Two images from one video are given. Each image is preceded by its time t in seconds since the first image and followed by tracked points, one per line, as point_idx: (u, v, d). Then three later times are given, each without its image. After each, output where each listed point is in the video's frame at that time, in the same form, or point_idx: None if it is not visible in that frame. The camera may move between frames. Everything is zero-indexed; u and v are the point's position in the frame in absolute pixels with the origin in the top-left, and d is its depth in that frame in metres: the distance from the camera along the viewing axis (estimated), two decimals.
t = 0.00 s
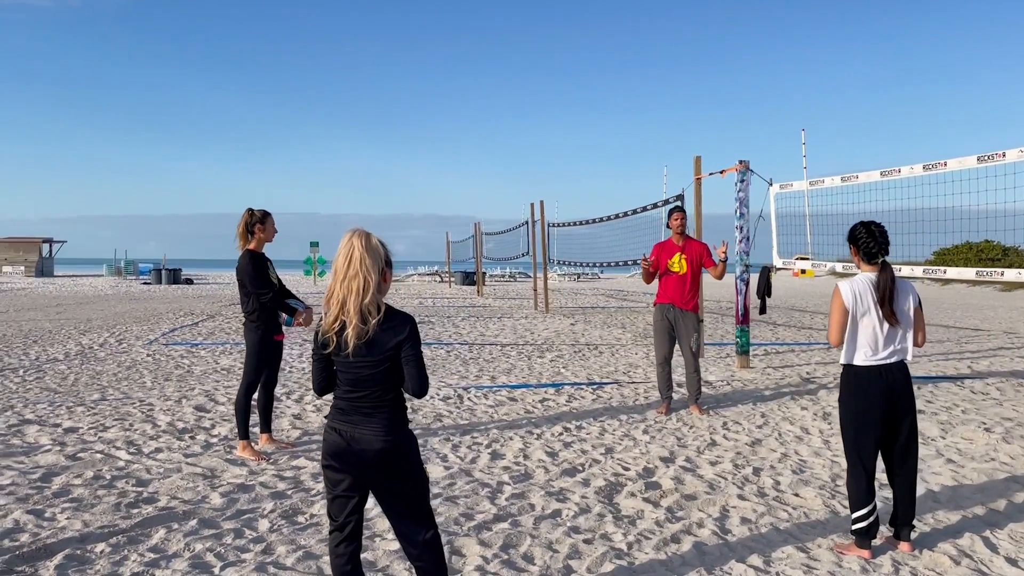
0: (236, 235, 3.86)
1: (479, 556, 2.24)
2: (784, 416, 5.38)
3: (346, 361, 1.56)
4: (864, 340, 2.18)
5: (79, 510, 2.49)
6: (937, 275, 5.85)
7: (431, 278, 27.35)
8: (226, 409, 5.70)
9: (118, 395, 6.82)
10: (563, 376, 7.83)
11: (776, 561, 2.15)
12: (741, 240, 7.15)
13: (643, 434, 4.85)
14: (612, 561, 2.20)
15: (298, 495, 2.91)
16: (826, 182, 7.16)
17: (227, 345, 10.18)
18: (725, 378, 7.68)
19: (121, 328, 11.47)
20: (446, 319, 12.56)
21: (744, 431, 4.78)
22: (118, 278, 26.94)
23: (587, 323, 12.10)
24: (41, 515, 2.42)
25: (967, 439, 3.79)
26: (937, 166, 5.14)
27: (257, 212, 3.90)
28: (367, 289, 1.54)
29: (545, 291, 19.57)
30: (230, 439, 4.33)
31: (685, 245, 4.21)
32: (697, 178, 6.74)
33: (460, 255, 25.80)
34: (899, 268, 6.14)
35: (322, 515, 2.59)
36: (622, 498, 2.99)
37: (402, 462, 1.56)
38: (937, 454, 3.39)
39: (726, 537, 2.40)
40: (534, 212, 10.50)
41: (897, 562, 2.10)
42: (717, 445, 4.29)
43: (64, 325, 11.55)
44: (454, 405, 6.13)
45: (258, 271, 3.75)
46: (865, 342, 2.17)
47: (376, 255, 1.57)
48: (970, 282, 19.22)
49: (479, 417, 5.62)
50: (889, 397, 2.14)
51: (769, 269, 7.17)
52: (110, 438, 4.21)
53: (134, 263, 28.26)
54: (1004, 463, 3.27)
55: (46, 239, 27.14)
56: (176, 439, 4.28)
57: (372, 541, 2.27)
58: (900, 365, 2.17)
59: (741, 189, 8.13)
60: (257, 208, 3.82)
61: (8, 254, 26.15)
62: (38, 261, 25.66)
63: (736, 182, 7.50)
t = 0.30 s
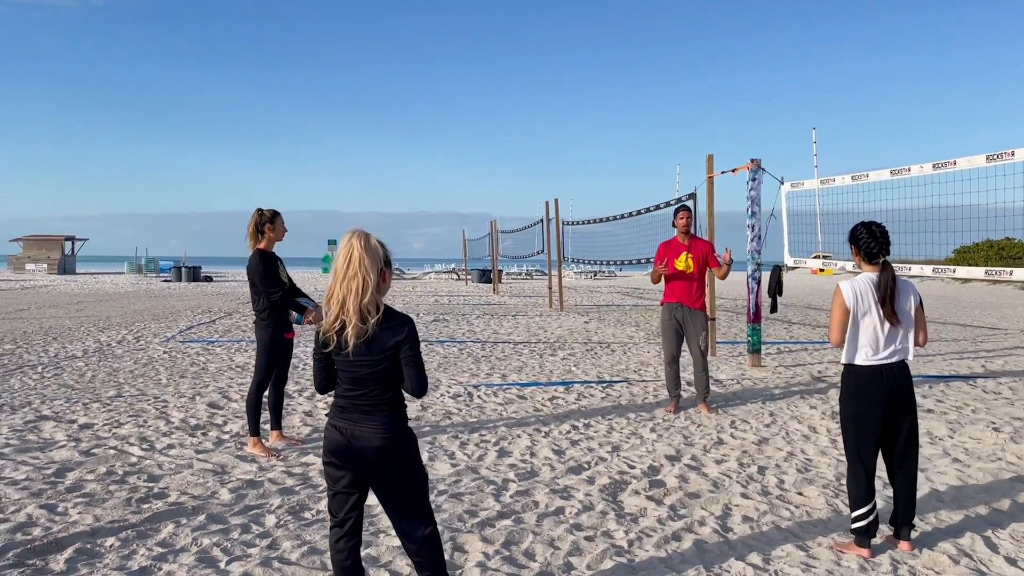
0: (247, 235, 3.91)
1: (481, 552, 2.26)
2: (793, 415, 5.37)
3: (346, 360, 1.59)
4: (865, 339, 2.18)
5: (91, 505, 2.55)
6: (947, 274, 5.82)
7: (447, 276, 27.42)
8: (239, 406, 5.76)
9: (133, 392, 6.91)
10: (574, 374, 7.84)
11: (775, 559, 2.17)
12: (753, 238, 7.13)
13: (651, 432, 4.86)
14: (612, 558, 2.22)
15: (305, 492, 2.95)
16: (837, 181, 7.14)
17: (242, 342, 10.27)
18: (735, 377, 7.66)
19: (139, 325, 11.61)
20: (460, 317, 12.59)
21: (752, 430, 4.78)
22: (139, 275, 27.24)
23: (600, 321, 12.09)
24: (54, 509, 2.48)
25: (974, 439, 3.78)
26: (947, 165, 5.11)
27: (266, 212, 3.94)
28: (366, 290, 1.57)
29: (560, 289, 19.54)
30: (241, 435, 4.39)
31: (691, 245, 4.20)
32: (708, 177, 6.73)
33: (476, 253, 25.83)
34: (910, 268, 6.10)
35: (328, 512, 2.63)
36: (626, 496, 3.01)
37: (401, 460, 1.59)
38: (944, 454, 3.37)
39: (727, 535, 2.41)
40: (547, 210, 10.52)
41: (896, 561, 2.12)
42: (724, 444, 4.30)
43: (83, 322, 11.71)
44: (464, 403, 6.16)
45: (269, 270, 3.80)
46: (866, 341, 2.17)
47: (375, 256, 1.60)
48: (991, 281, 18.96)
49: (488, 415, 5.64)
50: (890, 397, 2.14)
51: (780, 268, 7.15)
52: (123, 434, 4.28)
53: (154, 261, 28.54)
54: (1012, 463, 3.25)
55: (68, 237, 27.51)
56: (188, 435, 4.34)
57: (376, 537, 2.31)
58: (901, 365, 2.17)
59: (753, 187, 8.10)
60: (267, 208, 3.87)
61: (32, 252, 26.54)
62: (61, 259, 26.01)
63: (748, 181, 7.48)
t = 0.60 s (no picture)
0: (257, 234, 3.95)
1: (484, 550, 2.28)
2: (803, 414, 5.34)
3: (347, 360, 1.60)
4: (870, 339, 2.17)
5: (102, 501, 2.59)
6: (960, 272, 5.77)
7: (463, 273, 27.43)
8: (251, 403, 5.81)
9: (148, 389, 6.98)
10: (586, 372, 7.84)
11: (779, 559, 2.17)
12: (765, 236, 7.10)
13: (661, 430, 4.86)
14: (616, 556, 2.23)
15: (313, 488, 2.98)
16: (849, 179, 7.09)
17: (257, 339, 10.35)
18: (747, 375, 7.63)
19: (156, 322, 11.73)
20: (474, 314, 12.62)
21: (762, 429, 4.76)
22: (158, 273, 27.49)
23: (615, 319, 12.07)
24: (65, 505, 2.52)
25: (986, 439, 3.74)
26: (960, 162, 5.06)
27: (276, 210, 3.98)
28: (367, 290, 1.58)
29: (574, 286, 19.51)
30: (252, 432, 4.43)
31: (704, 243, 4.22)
32: (721, 174, 6.70)
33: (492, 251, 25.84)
34: (923, 266, 6.05)
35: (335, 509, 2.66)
36: (632, 494, 3.02)
37: (402, 458, 1.60)
38: (953, 454, 3.35)
39: (732, 534, 2.41)
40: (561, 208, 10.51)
41: (901, 562, 2.12)
42: (734, 442, 4.28)
43: (102, 319, 11.84)
44: (475, 400, 6.17)
45: (278, 268, 3.83)
46: (871, 341, 2.16)
47: (376, 256, 1.61)
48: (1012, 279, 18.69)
49: (498, 413, 5.66)
50: (895, 397, 2.13)
51: (793, 267, 7.10)
52: (136, 430, 4.33)
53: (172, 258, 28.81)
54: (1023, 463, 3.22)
55: (89, 236, 27.82)
56: (200, 432, 4.39)
57: (382, 534, 2.33)
58: (907, 364, 2.16)
59: (766, 185, 8.06)
60: (276, 207, 3.90)
61: (53, 250, 26.86)
62: (81, 256, 26.29)
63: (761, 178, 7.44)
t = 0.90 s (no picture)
0: (265, 231, 3.97)
1: (487, 546, 2.29)
2: (813, 412, 5.32)
3: (348, 356, 1.62)
4: (874, 337, 2.16)
5: (111, 496, 2.62)
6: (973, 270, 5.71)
7: (477, 271, 27.46)
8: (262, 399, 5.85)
9: (161, 385, 7.04)
10: (596, 369, 7.83)
11: (782, 556, 2.17)
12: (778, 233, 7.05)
13: (669, 428, 4.86)
14: (619, 553, 2.24)
15: (319, 484, 3.00)
16: (861, 176, 7.04)
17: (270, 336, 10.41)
18: (757, 373, 7.61)
19: (171, 319, 11.82)
20: (486, 311, 12.64)
21: (771, 426, 4.74)
22: (175, 270, 27.70)
23: (627, 316, 12.04)
24: (75, 499, 2.55)
25: (996, 437, 3.71)
26: (972, 159, 5.01)
27: (284, 208, 4.00)
28: (367, 286, 1.60)
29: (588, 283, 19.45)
30: (261, 428, 4.47)
31: (717, 241, 4.22)
32: (733, 171, 6.67)
33: (506, 248, 25.82)
34: (935, 263, 6.01)
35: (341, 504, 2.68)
36: (638, 492, 3.02)
37: (403, 454, 1.61)
38: (963, 452, 3.32)
39: (737, 531, 2.41)
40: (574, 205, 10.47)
41: (905, 560, 2.11)
42: (742, 440, 4.28)
43: (118, 315, 11.96)
44: (485, 397, 6.19)
45: (287, 266, 3.85)
46: (875, 339, 2.15)
47: (376, 253, 1.63)
48: None
49: (507, 409, 5.67)
50: (899, 395, 2.12)
51: (805, 264, 7.05)
52: (148, 426, 4.38)
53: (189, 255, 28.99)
54: None
55: (107, 233, 28.06)
56: (211, 427, 4.43)
57: (387, 530, 2.35)
58: (912, 362, 2.14)
59: (777, 182, 8.01)
60: (285, 204, 3.91)
61: (72, 247, 27.13)
62: (99, 253, 26.53)
63: (773, 175, 7.40)
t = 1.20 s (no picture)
0: (274, 227, 3.99)
1: (491, 541, 2.30)
2: (821, 409, 5.29)
3: (350, 350, 1.63)
4: (880, 332, 2.14)
5: (121, 489, 2.65)
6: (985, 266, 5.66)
7: (489, 267, 27.45)
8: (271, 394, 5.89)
9: (173, 380, 7.10)
10: (605, 366, 7.82)
11: (786, 552, 2.17)
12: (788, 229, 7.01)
13: (676, 424, 4.85)
14: (623, 548, 2.24)
15: (326, 478, 3.02)
16: (872, 171, 6.99)
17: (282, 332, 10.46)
18: (767, 369, 7.57)
19: (185, 314, 11.90)
20: (497, 307, 12.64)
21: (780, 423, 4.73)
22: (190, 266, 27.88)
23: (638, 313, 12.01)
24: (84, 492, 2.58)
25: (1005, 434, 3.69)
26: (983, 154, 4.97)
27: (293, 204, 4.02)
28: (368, 281, 1.61)
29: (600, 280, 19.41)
30: (270, 423, 4.50)
31: (730, 237, 4.21)
32: (744, 166, 6.63)
33: (518, 244, 25.81)
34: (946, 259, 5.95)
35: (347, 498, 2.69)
36: (644, 487, 3.02)
37: (405, 448, 1.62)
38: (972, 449, 3.30)
39: (741, 526, 2.41)
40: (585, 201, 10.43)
41: (910, 556, 2.11)
42: (749, 436, 4.26)
43: (132, 311, 12.06)
44: (493, 393, 6.20)
45: (295, 262, 3.87)
46: (880, 334, 2.14)
47: (377, 248, 1.64)
48: None
49: (515, 405, 5.68)
50: (904, 390, 2.11)
51: (815, 260, 7.01)
52: (158, 420, 4.42)
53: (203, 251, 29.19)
54: None
55: (122, 229, 28.28)
56: (220, 422, 4.47)
57: (391, 524, 2.37)
58: (918, 358, 2.13)
59: (788, 178, 7.97)
60: (294, 200, 3.93)
61: (88, 243, 27.36)
62: (115, 249, 26.74)
63: (784, 171, 7.36)
